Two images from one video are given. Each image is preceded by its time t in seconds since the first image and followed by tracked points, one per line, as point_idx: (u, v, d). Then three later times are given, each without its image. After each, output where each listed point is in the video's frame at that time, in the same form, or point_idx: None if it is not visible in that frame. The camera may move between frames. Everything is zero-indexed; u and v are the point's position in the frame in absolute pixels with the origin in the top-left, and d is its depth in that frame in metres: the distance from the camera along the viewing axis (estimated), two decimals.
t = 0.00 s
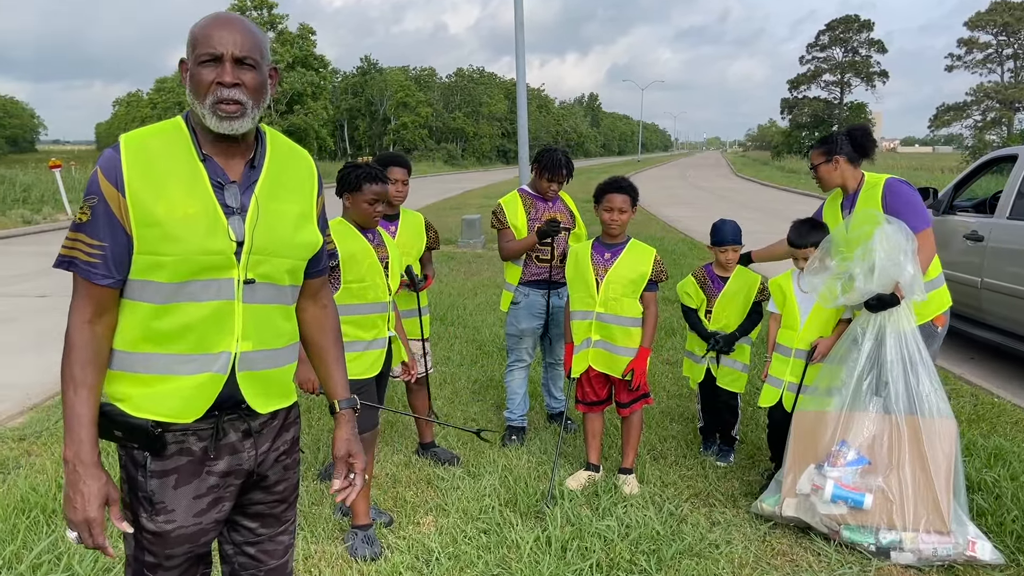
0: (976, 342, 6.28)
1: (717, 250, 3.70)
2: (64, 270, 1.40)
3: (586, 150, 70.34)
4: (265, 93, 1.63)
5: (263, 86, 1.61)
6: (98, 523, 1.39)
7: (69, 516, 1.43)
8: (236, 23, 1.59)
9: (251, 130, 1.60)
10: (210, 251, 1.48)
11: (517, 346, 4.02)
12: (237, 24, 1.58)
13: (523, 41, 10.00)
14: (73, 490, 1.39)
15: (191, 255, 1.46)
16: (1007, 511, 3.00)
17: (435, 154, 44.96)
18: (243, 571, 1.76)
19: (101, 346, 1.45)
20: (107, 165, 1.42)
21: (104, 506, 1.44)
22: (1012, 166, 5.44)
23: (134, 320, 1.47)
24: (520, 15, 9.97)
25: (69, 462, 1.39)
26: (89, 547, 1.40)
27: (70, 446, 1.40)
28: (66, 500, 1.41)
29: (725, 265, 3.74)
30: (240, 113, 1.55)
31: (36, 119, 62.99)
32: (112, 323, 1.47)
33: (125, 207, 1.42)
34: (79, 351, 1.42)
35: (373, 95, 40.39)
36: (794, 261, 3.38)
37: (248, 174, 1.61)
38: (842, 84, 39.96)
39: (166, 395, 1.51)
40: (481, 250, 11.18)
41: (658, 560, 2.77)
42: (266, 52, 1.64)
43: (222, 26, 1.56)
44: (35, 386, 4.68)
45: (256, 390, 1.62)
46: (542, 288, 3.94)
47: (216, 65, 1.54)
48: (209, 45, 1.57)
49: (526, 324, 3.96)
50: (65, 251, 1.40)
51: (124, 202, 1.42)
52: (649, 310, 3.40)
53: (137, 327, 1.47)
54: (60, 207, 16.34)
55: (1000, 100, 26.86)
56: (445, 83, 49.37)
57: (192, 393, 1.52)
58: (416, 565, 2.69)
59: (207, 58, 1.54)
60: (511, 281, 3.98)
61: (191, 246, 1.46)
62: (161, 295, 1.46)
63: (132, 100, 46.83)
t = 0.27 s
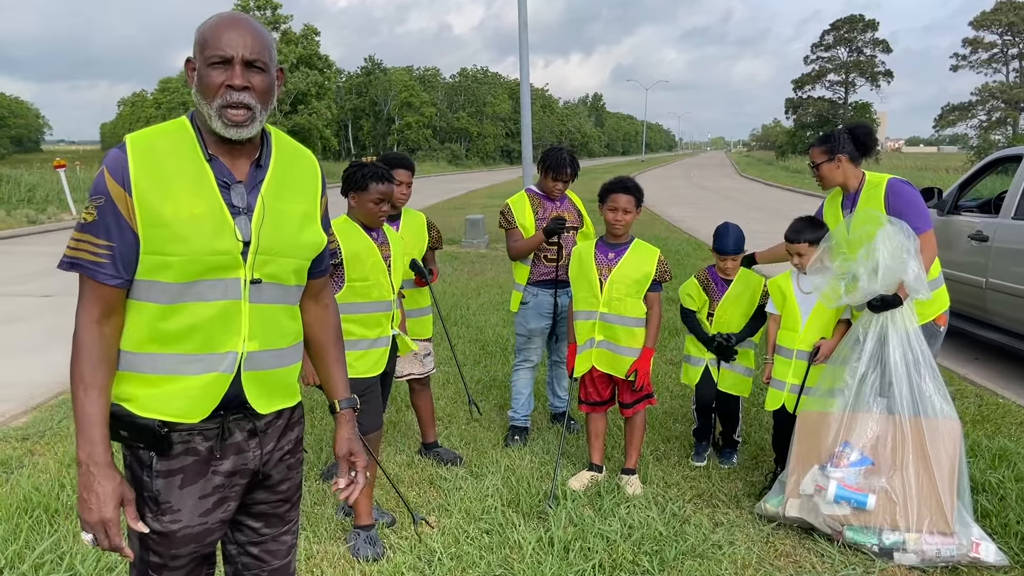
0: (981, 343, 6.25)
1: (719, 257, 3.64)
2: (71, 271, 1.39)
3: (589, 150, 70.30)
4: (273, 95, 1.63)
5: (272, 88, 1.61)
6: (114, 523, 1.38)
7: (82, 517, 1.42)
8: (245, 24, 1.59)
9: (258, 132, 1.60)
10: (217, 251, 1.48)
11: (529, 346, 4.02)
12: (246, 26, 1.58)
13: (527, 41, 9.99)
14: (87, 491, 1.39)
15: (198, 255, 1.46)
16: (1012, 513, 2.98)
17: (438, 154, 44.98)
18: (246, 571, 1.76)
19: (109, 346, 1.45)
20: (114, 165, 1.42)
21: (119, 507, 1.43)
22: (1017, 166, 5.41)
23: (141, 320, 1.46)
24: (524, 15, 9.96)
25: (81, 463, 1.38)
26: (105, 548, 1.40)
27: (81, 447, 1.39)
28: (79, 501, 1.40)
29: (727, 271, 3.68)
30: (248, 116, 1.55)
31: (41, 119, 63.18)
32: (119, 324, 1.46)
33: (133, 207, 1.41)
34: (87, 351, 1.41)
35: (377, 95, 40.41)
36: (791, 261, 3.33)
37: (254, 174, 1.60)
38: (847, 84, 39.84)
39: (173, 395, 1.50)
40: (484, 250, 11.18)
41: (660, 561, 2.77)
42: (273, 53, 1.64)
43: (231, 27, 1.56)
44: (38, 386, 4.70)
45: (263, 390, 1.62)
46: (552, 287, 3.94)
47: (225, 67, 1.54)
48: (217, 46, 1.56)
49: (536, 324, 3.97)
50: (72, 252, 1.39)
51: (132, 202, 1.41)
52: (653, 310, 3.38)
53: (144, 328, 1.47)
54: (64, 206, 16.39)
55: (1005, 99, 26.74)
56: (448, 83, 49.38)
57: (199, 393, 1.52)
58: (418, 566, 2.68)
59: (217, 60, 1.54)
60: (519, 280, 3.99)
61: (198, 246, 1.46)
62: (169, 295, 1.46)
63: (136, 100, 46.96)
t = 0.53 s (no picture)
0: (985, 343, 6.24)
1: (705, 262, 3.45)
2: (84, 271, 1.40)
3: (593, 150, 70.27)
4: (286, 99, 1.64)
5: (285, 92, 1.62)
6: (127, 521, 1.39)
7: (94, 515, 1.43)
8: (261, 28, 1.59)
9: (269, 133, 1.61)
10: (228, 251, 1.49)
11: (540, 345, 4.04)
12: (262, 31, 1.58)
13: (530, 41, 9.98)
14: (100, 490, 1.40)
15: (209, 255, 1.47)
16: (1016, 513, 2.97)
17: (442, 154, 45.01)
18: (254, 568, 1.77)
19: (121, 346, 1.46)
20: (126, 166, 1.42)
21: (131, 505, 1.44)
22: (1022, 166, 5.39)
23: (152, 320, 1.47)
24: (528, 15, 9.96)
25: (94, 462, 1.39)
26: (118, 546, 1.41)
27: (95, 446, 1.40)
28: (92, 500, 1.41)
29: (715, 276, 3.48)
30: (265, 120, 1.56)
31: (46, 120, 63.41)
32: (130, 323, 1.47)
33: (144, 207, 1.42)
34: (99, 351, 1.42)
35: (381, 95, 40.44)
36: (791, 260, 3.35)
37: (263, 174, 1.61)
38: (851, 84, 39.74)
39: (184, 394, 1.51)
40: (488, 250, 11.18)
41: (664, 561, 2.77)
42: (287, 57, 1.64)
43: (248, 31, 1.56)
44: (43, 385, 4.72)
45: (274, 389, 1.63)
46: (563, 289, 3.93)
47: (243, 71, 1.54)
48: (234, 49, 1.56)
49: (549, 323, 3.97)
50: (85, 252, 1.40)
51: (143, 202, 1.42)
52: (657, 310, 3.39)
53: (155, 327, 1.48)
54: (69, 206, 16.45)
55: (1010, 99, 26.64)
56: (452, 83, 49.40)
57: (211, 392, 1.53)
58: (422, 565, 2.69)
59: (234, 63, 1.53)
60: (531, 282, 3.99)
61: (209, 246, 1.46)
62: (179, 294, 1.46)
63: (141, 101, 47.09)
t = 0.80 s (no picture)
0: (990, 343, 6.22)
1: (702, 259, 3.41)
2: (97, 272, 1.40)
3: (596, 151, 70.23)
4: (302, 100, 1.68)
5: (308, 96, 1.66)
6: (142, 520, 1.39)
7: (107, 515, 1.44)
8: (287, 34, 1.57)
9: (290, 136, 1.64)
10: (242, 251, 1.50)
11: (545, 347, 4.04)
12: (291, 37, 1.57)
13: (534, 42, 9.98)
14: (114, 490, 1.40)
15: (223, 256, 1.48)
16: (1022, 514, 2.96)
17: (445, 155, 45.03)
18: (263, 568, 1.78)
19: (133, 346, 1.45)
20: (138, 166, 1.41)
21: (145, 504, 1.45)
22: None
23: (164, 320, 1.47)
24: (532, 16, 9.96)
25: (108, 463, 1.40)
26: (132, 545, 1.41)
27: (108, 446, 1.41)
28: (106, 500, 1.41)
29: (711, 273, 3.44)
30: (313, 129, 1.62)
31: (50, 121, 63.53)
32: (142, 324, 1.47)
33: (157, 208, 1.42)
34: (112, 352, 1.42)
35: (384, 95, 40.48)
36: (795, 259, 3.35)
37: (275, 174, 1.63)
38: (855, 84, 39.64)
39: (197, 394, 1.51)
40: (491, 250, 11.19)
41: (669, 561, 2.76)
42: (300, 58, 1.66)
43: (287, 41, 1.55)
44: (48, 386, 4.73)
45: (285, 388, 1.64)
46: (569, 289, 3.93)
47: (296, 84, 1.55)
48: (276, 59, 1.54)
49: (554, 324, 3.97)
50: (98, 253, 1.40)
51: (156, 203, 1.41)
52: (661, 310, 3.39)
53: (168, 328, 1.48)
54: (74, 207, 16.50)
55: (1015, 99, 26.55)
56: (455, 83, 49.43)
57: (224, 392, 1.53)
58: (426, 566, 2.69)
59: (291, 78, 1.53)
60: (537, 283, 3.99)
61: (222, 247, 1.47)
62: (192, 295, 1.47)
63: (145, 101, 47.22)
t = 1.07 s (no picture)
0: (995, 344, 6.20)
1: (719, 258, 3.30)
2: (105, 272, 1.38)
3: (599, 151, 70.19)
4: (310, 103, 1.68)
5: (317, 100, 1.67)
6: (146, 521, 1.38)
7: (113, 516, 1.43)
8: (303, 40, 1.58)
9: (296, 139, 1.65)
10: (254, 250, 1.50)
11: (541, 347, 4.03)
12: (308, 44, 1.58)
13: (537, 42, 9.98)
14: (119, 491, 1.39)
15: (235, 255, 1.48)
16: None
17: (448, 155, 45.04)
18: (267, 568, 1.78)
19: (141, 346, 1.44)
20: (149, 165, 1.41)
21: (150, 505, 1.43)
22: None
23: (176, 320, 1.46)
24: (535, 16, 9.96)
25: (113, 463, 1.39)
26: (138, 546, 1.41)
27: (115, 446, 1.40)
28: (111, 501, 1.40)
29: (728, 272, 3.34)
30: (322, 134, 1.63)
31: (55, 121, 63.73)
32: (149, 324, 1.46)
33: (168, 207, 1.41)
34: (120, 352, 1.41)
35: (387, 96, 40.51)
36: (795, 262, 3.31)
37: (284, 175, 1.64)
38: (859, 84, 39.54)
39: (210, 394, 1.51)
40: (495, 251, 11.18)
41: (672, 562, 2.76)
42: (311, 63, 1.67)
43: (304, 48, 1.55)
44: (52, 387, 4.74)
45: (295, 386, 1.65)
46: (564, 289, 3.93)
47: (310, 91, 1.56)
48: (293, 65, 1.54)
49: (549, 324, 3.97)
50: (108, 252, 1.38)
51: (167, 203, 1.41)
52: (664, 311, 3.38)
53: (179, 327, 1.47)
54: (79, 208, 16.55)
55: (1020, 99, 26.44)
56: (458, 84, 49.45)
57: (238, 392, 1.54)
58: (430, 567, 2.69)
59: (307, 84, 1.54)
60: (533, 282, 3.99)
61: (234, 245, 1.47)
62: (206, 294, 1.47)
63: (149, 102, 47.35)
